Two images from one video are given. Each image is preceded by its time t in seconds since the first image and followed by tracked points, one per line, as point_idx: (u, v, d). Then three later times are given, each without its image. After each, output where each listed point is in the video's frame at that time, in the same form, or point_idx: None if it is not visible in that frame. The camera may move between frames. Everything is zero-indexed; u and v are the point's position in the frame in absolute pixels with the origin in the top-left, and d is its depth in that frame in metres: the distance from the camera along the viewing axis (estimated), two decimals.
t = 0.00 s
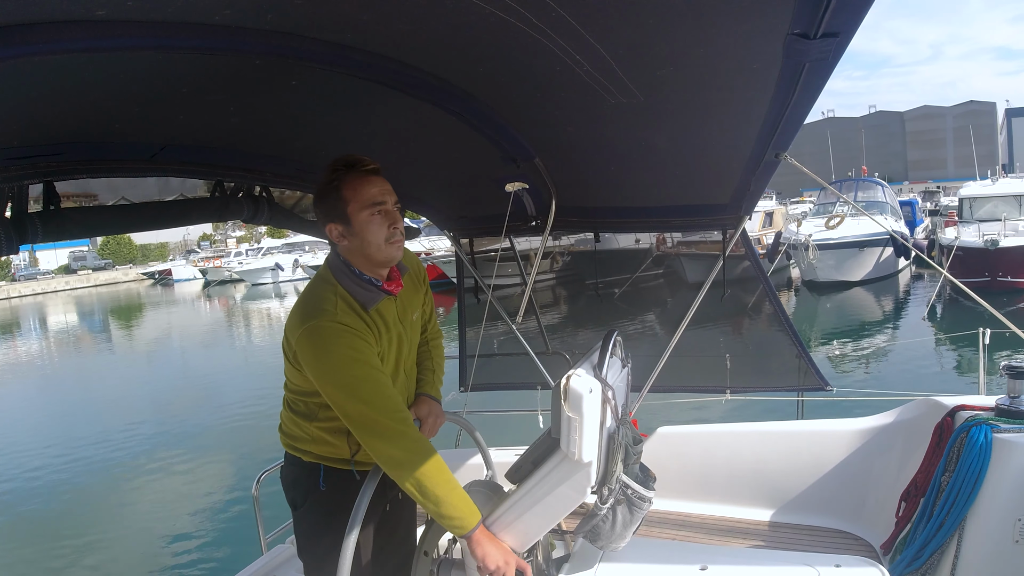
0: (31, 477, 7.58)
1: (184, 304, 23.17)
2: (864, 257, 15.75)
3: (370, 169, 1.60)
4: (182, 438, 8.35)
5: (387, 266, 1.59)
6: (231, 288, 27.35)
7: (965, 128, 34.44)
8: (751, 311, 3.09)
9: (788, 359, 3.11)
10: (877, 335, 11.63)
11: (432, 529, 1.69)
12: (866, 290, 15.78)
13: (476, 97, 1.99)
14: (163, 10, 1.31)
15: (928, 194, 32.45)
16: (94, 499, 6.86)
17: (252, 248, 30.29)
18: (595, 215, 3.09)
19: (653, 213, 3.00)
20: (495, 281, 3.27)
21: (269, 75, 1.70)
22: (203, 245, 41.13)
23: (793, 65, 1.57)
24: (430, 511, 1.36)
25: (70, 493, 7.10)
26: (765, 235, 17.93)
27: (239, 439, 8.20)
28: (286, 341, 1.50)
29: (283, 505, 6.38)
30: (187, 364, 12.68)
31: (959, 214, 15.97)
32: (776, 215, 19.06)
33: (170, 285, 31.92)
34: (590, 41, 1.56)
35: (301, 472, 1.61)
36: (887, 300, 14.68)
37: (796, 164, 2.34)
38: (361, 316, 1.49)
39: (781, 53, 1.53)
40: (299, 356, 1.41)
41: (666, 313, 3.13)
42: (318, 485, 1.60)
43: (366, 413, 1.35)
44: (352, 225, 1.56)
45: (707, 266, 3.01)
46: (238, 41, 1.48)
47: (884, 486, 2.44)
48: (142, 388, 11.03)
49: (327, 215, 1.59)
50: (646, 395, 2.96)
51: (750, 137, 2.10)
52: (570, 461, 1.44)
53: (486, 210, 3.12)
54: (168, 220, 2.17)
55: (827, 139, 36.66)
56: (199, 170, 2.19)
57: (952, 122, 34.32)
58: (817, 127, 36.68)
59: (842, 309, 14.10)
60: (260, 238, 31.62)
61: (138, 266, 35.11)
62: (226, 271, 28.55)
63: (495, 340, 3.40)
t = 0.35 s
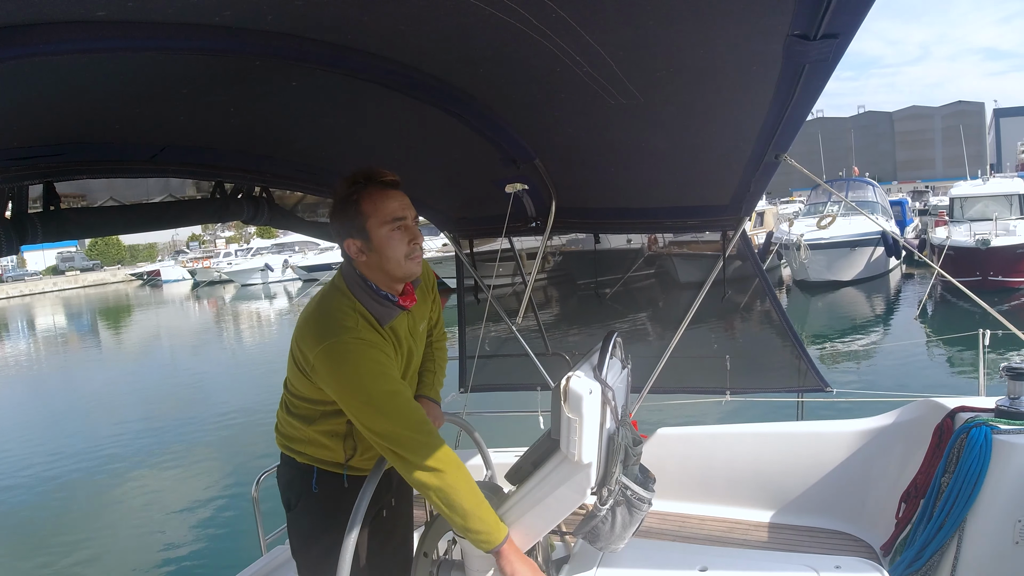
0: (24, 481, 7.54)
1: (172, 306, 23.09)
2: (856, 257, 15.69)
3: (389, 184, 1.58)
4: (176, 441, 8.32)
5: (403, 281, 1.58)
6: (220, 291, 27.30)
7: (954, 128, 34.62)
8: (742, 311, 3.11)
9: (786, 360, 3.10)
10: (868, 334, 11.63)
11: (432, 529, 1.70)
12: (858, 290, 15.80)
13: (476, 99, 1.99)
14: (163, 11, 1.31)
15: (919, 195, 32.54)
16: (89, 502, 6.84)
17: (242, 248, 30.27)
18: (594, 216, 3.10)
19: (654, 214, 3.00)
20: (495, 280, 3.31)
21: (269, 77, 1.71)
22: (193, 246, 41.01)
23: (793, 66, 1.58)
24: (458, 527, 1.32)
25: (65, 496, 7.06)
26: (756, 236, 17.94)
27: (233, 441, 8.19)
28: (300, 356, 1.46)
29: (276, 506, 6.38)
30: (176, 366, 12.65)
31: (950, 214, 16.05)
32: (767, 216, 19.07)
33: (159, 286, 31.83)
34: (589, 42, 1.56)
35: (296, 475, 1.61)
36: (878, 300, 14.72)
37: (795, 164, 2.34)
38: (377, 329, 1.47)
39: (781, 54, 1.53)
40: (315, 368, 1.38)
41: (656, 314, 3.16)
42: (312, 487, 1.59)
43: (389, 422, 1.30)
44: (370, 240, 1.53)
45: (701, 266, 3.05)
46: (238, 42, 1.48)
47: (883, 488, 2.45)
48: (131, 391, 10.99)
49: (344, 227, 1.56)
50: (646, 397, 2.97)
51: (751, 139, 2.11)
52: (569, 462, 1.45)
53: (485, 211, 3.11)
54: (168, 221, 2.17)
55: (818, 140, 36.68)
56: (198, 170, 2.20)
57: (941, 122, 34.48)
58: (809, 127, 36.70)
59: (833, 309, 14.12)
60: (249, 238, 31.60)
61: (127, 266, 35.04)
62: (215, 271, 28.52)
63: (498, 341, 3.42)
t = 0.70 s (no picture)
0: (17, 483, 7.50)
1: (162, 307, 23.03)
2: (847, 256, 15.76)
3: (412, 192, 1.56)
4: (170, 443, 8.30)
5: (419, 291, 1.57)
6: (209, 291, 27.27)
7: (943, 127, 34.72)
8: (734, 310, 3.12)
9: (789, 363, 3.11)
10: (858, 334, 11.62)
11: (432, 530, 1.70)
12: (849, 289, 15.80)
13: (476, 100, 1.99)
14: (163, 11, 1.31)
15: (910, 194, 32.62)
16: (85, 504, 6.82)
17: (231, 247, 30.25)
18: (596, 219, 3.11)
19: (653, 216, 3.00)
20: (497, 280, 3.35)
21: (269, 77, 1.71)
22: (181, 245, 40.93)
23: (794, 67, 1.58)
24: (472, 539, 1.31)
25: (59, 499, 7.04)
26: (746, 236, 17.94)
27: (227, 442, 8.18)
28: (311, 362, 1.44)
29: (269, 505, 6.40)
30: (164, 368, 12.60)
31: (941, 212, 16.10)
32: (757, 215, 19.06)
33: (147, 287, 31.78)
34: (590, 43, 1.57)
35: (299, 479, 1.60)
36: (869, 299, 14.74)
37: (794, 166, 2.35)
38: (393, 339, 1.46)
39: (781, 55, 1.53)
40: (331, 377, 1.36)
41: (649, 312, 3.22)
42: (322, 489, 1.58)
43: (409, 438, 1.29)
44: (391, 250, 1.51)
45: (690, 264, 3.07)
46: (238, 42, 1.48)
47: (883, 489, 2.45)
48: (121, 393, 10.95)
49: (363, 234, 1.53)
50: (646, 398, 2.98)
51: (751, 140, 2.11)
52: (569, 463, 1.45)
53: (486, 212, 3.11)
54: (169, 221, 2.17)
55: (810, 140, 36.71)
56: (199, 171, 2.20)
57: (930, 121, 34.58)
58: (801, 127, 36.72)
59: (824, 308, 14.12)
60: (240, 238, 31.52)
61: (114, 267, 34.93)
62: (204, 271, 28.48)
63: (495, 341, 3.40)
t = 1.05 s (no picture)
0: (11, 485, 7.48)
1: (152, 307, 23.00)
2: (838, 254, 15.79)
3: (415, 191, 1.56)
4: (164, 444, 8.28)
5: (420, 289, 1.57)
6: (199, 291, 27.29)
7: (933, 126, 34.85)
8: (726, 308, 3.11)
9: (790, 365, 3.07)
10: (849, 333, 11.64)
11: (433, 529, 1.70)
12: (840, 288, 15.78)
13: (476, 100, 1.99)
14: (162, 12, 1.31)
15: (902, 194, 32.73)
16: (84, 505, 6.81)
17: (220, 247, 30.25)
18: (596, 218, 3.11)
19: (654, 215, 3.00)
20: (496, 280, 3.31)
21: (269, 77, 1.71)
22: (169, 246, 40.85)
23: (793, 67, 1.58)
24: (474, 540, 1.31)
25: (55, 501, 7.02)
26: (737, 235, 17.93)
27: (223, 442, 8.18)
28: (310, 362, 1.44)
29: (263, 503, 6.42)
30: (153, 369, 12.57)
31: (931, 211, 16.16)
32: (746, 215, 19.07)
33: (136, 288, 31.71)
34: (589, 43, 1.56)
35: (292, 483, 1.59)
36: (859, 298, 14.77)
37: (793, 165, 2.35)
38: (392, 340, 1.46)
39: (782, 55, 1.54)
40: (331, 376, 1.36)
41: (640, 311, 3.20)
42: (316, 493, 1.58)
43: (410, 439, 1.29)
44: (392, 249, 1.51)
45: (682, 264, 3.08)
46: (238, 42, 1.49)
47: (883, 489, 2.44)
48: (111, 394, 10.92)
49: (365, 231, 1.52)
50: (647, 398, 2.98)
51: (752, 140, 2.11)
52: (570, 463, 1.45)
53: (485, 212, 3.11)
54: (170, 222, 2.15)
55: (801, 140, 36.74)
56: (198, 171, 2.20)
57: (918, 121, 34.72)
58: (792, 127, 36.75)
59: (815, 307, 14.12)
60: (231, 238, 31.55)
61: (102, 267, 34.92)
62: (193, 271, 28.46)
63: (496, 341, 3.40)
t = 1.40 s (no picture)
0: (6, 487, 7.44)
1: (141, 308, 22.94)
2: (827, 254, 15.80)
3: (412, 192, 1.56)
4: (159, 445, 8.27)
5: (414, 293, 1.57)
6: (188, 291, 27.27)
7: (921, 126, 35.02)
8: (716, 308, 3.11)
9: (789, 363, 3.07)
10: (838, 331, 11.65)
11: (433, 529, 1.70)
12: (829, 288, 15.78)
13: (476, 100, 1.99)
14: (163, 11, 1.31)
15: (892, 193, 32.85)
16: (81, 506, 6.80)
17: (209, 247, 30.23)
18: (596, 216, 3.09)
19: (655, 215, 3.00)
20: (496, 280, 3.31)
21: (269, 77, 1.71)
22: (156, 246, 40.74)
23: (794, 66, 1.58)
24: (473, 542, 1.31)
25: (51, 502, 6.99)
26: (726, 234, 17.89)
27: (218, 443, 8.18)
28: (301, 365, 1.43)
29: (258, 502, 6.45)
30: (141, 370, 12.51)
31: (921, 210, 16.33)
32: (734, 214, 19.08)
33: (123, 288, 31.60)
34: (590, 42, 1.57)
35: (275, 490, 1.59)
36: (848, 296, 14.81)
37: (792, 164, 2.35)
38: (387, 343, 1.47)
39: (782, 54, 1.53)
40: (326, 379, 1.35)
41: (631, 310, 3.22)
42: (298, 499, 1.57)
43: (408, 441, 1.29)
44: (387, 251, 1.51)
45: (671, 263, 3.08)
46: (238, 43, 1.49)
47: (884, 489, 2.44)
48: (100, 395, 10.87)
49: (361, 233, 1.53)
50: (647, 398, 2.98)
51: (753, 139, 2.11)
52: (570, 462, 1.45)
53: (486, 212, 3.12)
54: (168, 221, 2.16)
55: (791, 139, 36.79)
56: (198, 171, 2.19)
57: (907, 121, 34.88)
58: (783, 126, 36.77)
59: (805, 306, 14.12)
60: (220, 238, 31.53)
61: (89, 267, 34.79)
62: (182, 272, 28.43)
63: (495, 340, 3.39)
